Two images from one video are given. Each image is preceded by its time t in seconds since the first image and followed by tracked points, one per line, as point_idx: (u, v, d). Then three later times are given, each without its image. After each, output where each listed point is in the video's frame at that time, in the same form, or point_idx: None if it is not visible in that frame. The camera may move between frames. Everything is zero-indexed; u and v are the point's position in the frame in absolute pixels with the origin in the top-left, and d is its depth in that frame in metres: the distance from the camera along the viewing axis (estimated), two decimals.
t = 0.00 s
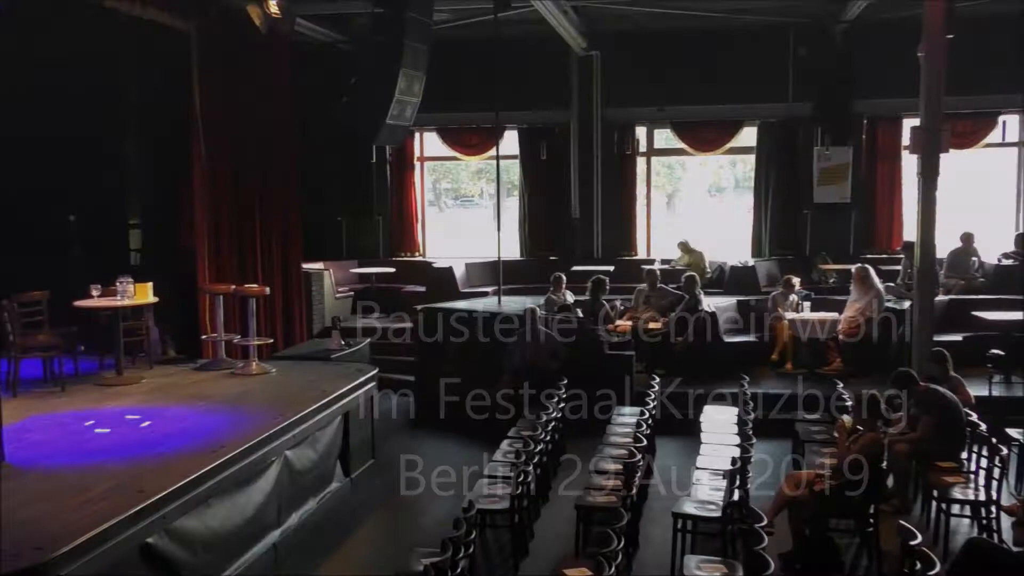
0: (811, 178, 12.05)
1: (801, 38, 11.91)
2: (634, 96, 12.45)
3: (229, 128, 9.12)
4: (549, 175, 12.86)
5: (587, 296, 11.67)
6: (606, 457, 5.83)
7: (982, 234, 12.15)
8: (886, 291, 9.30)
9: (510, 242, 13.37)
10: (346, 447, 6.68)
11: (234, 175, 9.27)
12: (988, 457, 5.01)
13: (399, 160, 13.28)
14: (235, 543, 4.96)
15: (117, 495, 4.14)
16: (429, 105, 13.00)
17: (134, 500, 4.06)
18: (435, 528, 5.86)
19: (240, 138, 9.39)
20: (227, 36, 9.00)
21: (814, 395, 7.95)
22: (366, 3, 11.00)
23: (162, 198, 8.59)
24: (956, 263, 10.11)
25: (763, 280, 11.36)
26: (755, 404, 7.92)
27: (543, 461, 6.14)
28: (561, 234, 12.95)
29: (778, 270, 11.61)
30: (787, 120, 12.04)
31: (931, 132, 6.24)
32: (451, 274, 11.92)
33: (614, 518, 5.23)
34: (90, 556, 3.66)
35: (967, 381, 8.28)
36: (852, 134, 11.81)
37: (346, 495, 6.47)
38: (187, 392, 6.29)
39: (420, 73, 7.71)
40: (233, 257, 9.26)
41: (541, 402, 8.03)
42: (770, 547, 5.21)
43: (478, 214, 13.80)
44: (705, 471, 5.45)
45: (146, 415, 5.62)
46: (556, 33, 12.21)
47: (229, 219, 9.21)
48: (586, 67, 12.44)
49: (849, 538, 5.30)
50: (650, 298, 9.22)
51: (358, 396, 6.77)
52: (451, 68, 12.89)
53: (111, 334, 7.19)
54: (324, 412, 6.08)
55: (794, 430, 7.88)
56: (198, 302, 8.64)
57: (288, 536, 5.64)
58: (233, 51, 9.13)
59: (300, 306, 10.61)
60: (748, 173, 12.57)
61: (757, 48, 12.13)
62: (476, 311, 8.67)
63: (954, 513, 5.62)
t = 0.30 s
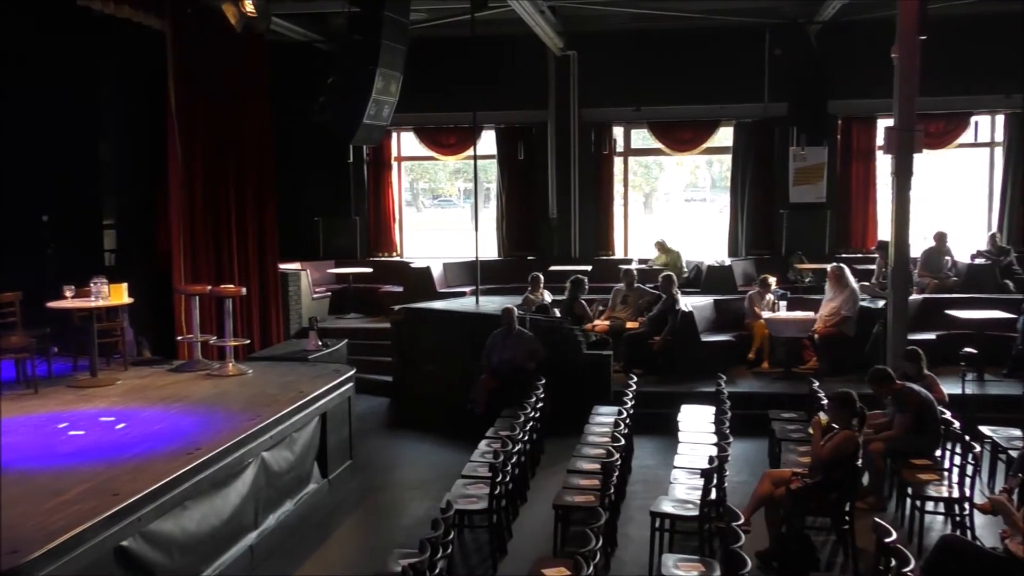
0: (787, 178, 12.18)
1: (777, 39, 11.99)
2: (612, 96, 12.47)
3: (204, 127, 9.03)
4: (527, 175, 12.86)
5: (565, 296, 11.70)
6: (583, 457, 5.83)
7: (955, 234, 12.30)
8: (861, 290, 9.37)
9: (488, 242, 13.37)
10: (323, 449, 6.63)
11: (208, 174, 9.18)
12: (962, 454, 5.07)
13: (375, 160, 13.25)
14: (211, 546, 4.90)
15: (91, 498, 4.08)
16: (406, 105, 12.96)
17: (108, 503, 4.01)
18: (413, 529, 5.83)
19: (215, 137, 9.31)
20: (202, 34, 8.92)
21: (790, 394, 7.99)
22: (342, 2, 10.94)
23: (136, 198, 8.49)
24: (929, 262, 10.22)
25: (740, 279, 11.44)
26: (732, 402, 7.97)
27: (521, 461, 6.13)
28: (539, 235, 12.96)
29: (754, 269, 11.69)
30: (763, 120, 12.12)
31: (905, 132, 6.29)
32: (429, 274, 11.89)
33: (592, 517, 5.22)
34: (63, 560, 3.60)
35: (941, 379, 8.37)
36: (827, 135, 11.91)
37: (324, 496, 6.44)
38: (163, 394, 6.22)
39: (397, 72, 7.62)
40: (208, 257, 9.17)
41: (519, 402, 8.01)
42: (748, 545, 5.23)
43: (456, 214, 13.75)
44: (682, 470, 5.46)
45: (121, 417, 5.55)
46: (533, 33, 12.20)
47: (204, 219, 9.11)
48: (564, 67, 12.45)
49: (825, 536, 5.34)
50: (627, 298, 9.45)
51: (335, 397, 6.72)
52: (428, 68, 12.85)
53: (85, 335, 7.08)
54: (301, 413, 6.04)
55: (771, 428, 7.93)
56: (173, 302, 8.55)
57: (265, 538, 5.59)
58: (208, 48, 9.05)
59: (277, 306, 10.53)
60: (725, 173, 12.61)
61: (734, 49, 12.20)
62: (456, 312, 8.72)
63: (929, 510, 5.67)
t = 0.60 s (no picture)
0: (764, 178, 12.25)
1: (754, 40, 12.06)
2: (590, 96, 12.49)
3: (180, 127, 8.95)
4: (505, 175, 12.86)
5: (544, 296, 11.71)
6: (563, 457, 5.83)
7: (930, 234, 12.43)
8: (837, 289, 9.44)
9: (467, 242, 13.36)
10: (302, 450, 6.59)
11: (184, 174, 9.10)
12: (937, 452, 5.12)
13: (354, 160, 13.15)
14: (189, 549, 4.86)
15: (67, 501, 4.03)
16: (385, 105, 12.91)
17: (84, 506, 3.96)
18: (393, 531, 5.81)
19: (191, 136, 9.22)
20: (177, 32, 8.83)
21: (768, 393, 8.04)
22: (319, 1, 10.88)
23: (110, 198, 8.40)
24: (905, 262, 10.32)
25: (718, 279, 11.51)
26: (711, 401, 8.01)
27: (500, 461, 6.12)
28: (517, 235, 12.97)
29: (732, 269, 11.76)
30: (741, 121, 12.18)
31: (881, 133, 6.34)
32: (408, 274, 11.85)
33: (571, 517, 5.23)
34: (38, 564, 3.56)
35: (916, 377, 8.46)
36: (804, 135, 12.00)
37: (302, 497, 6.40)
38: (139, 396, 6.15)
39: (376, 72, 7.58)
40: (185, 258, 9.09)
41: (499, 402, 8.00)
42: (727, 544, 5.26)
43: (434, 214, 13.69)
44: (661, 470, 5.48)
45: (97, 419, 5.49)
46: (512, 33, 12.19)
47: (180, 219, 9.03)
48: (542, 67, 12.45)
49: (803, 534, 5.38)
50: (606, 299, 9.47)
51: (314, 398, 6.68)
52: (406, 68, 12.80)
53: (59, 337, 6.99)
54: (279, 415, 5.99)
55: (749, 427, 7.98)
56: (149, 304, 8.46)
57: (244, 540, 5.54)
58: (183, 47, 8.96)
59: (255, 307, 10.45)
60: (703, 173, 12.65)
61: (712, 50, 12.25)
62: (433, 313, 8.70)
63: (905, 507, 5.72)
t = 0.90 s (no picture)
0: (741, 179, 12.31)
1: (731, 41, 12.12)
2: (568, 96, 12.49)
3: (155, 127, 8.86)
4: (483, 175, 12.86)
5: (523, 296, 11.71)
6: (541, 457, 5.83)
7: (905, 234, 12.56)
8: (814, 289, 9.51)
9: (445, 243, 13.37)
10: (279, 452, 6.54)
11: (160, 173, 9.00)
12: (911, 449, 5.17)
13: (332, 158, 13.15)
14: (166, 551, 4.81)
15: (41, 504, 3.97)
16: (363, 105, 12.85)
17: (58, 509, 3.91)
18: (370, 532, 5.78)
19: (167, 136, 9.12)
20: (153, 31, 8.73)
21: (745, 392, 8.08)
22: None
23: (84, 198, 8.30)
24: (880, 261, 10.41)
25: (696, 279, 11.57)
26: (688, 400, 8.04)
27: (479, 461, 6.11)
28: (496, 235, 12.96)
29: (709, 268, 11.83)
30: (718, 121, 12.24)
31: (856, 133, 6.37)
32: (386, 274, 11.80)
33: (550, 517, 5.22)
34: (11, 568, 3.51)
35: (892, 376, 8.54)
36: (780, 135, 12.08)
37: (280, 499, 6.35)
38: (114, 398, 6.07)
39: (353, 72, 7.54)
40: (161, 259, 8.99)
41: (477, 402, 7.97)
42: (705, 543, 5.28)
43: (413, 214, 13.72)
44: (639, 469, 5.49)
45: (71, 421, 5.41)
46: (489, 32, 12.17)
47: (156, 219, 8.94)
48: (520, 67, 12.45)
49: (780, 532, 5.41)
50: (584, 299, 9.49)
51: (291, 399, 6.64)
52: (384, 67, 12.75)
53: (33, 339, 6.89)
54: (256, 416, 5.94)
55: (727, 425, 8.02)
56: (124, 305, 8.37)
57: (221, 543, 5.50)
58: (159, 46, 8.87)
59: (232, 308, 10.36)
60: (680, 173, 12.77)
61: (689, 50, 12.29)
62: (411, 312, 8.68)
63: (881, 505, 5.78)
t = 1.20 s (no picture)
0: (717, 179, 12.38)
1: (707, 42, 12.17)
2: (546, 96, 12.49)
3: (130, 127, 8.77)
4: (460, 175, 12.86)
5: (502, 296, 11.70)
6: (520, 458, 5.83)
7: (879, 234, 12.69)
8: (790, 288, 9.59)
9: (423, 243, 13.37)
10: (257, 454, 6.48)
11: (135, 173, 8.90)
12: (887, 448, 5.22)
13: (308, 159, 13.06)
14: (142, 554, 4.76)
15: (15, 507, 3.91)
16: (340, 105, 12.79)
17: (33, 513, 3.85)
18: (348, 534, 5.75)
19: (142, 136, 9.03)
20: (127, 29, 8.64)
21: (723, 392, 8.13)
22: None
23: (57, 198, 8.19)
24: (855, 261, 10.52)
25: (673, 279, 11.63)
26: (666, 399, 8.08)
27: (458, 462, 6.09)
28: (473, 235, 12.94)
29: (686, 267, 11.87)
30: (695, 121, 12.30)
31: (831, 133, 6.41)
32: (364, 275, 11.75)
33: (529, 518, 5.22)
34: None
35: (868, 375, 8.62)
36: (756, 136, 12.16)
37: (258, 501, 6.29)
38: (89, 400, 5.99)
39: (330, 72, 7.50)
40: (136, 259, 8.90)
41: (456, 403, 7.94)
42: (683, 542, 5.30)
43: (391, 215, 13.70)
44: (618, 469, 5.50)
45: (45, 424, 5.33)
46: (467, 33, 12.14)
47: (131, 220, 8.84)
48: (498, 67, 12.43)
49: (757, 531, 5.44)
50: (562, 299, 9.52)
51: (268, 401, 6.59)
52: (361, 67, 12.68)
53: (5, 341, 6.78)
54: (232, 418, 5.89)
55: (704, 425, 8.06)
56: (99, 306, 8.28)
57: (198, 546, 5.44)
58: (134, 44, 8.77)
59: (208, 309, 10.27)
60: (657, 173, 12.87)
61: (666, 51, 12.32)
62: (390, 313, 8.65)
63: (856, 503, 5.83)
